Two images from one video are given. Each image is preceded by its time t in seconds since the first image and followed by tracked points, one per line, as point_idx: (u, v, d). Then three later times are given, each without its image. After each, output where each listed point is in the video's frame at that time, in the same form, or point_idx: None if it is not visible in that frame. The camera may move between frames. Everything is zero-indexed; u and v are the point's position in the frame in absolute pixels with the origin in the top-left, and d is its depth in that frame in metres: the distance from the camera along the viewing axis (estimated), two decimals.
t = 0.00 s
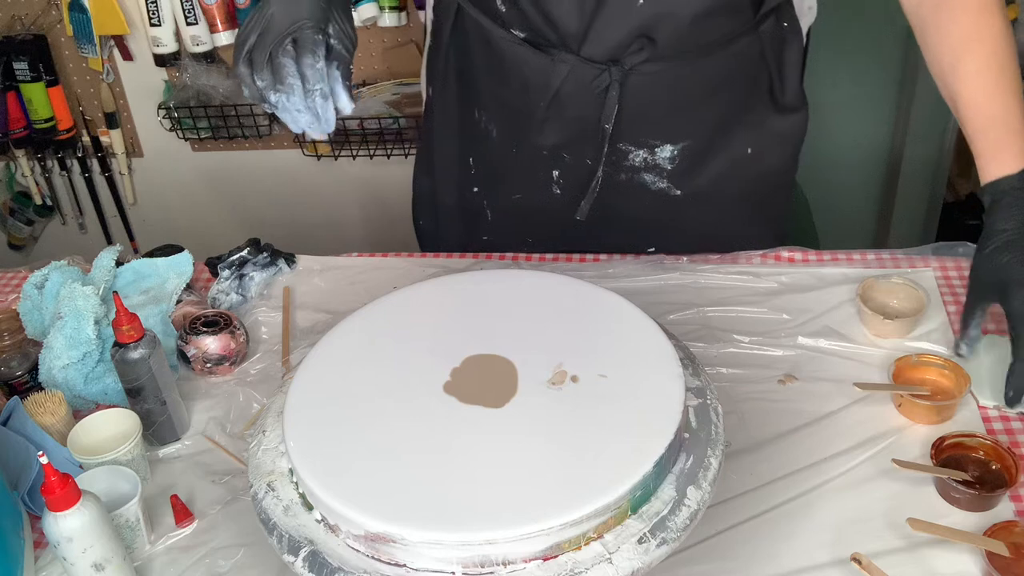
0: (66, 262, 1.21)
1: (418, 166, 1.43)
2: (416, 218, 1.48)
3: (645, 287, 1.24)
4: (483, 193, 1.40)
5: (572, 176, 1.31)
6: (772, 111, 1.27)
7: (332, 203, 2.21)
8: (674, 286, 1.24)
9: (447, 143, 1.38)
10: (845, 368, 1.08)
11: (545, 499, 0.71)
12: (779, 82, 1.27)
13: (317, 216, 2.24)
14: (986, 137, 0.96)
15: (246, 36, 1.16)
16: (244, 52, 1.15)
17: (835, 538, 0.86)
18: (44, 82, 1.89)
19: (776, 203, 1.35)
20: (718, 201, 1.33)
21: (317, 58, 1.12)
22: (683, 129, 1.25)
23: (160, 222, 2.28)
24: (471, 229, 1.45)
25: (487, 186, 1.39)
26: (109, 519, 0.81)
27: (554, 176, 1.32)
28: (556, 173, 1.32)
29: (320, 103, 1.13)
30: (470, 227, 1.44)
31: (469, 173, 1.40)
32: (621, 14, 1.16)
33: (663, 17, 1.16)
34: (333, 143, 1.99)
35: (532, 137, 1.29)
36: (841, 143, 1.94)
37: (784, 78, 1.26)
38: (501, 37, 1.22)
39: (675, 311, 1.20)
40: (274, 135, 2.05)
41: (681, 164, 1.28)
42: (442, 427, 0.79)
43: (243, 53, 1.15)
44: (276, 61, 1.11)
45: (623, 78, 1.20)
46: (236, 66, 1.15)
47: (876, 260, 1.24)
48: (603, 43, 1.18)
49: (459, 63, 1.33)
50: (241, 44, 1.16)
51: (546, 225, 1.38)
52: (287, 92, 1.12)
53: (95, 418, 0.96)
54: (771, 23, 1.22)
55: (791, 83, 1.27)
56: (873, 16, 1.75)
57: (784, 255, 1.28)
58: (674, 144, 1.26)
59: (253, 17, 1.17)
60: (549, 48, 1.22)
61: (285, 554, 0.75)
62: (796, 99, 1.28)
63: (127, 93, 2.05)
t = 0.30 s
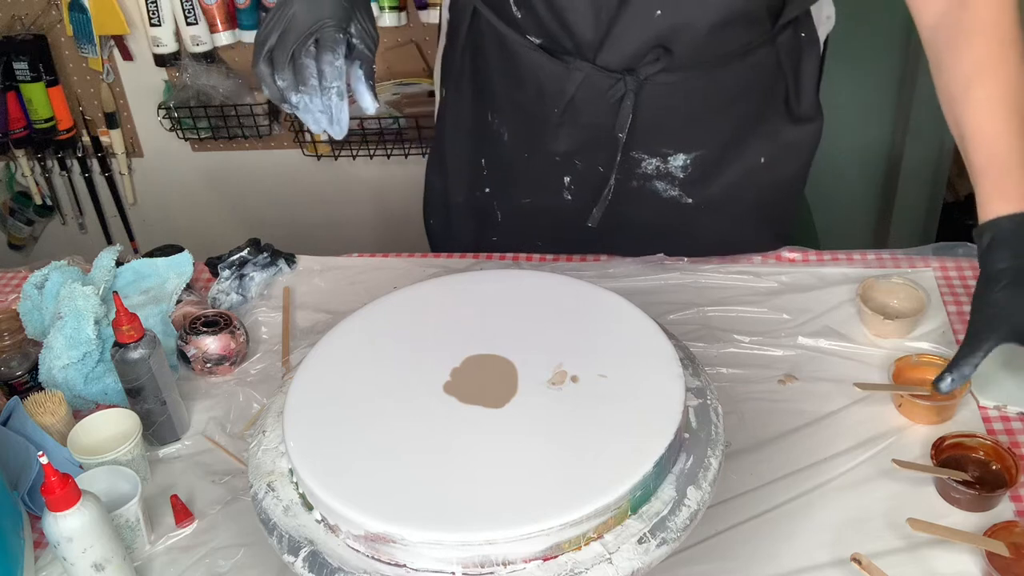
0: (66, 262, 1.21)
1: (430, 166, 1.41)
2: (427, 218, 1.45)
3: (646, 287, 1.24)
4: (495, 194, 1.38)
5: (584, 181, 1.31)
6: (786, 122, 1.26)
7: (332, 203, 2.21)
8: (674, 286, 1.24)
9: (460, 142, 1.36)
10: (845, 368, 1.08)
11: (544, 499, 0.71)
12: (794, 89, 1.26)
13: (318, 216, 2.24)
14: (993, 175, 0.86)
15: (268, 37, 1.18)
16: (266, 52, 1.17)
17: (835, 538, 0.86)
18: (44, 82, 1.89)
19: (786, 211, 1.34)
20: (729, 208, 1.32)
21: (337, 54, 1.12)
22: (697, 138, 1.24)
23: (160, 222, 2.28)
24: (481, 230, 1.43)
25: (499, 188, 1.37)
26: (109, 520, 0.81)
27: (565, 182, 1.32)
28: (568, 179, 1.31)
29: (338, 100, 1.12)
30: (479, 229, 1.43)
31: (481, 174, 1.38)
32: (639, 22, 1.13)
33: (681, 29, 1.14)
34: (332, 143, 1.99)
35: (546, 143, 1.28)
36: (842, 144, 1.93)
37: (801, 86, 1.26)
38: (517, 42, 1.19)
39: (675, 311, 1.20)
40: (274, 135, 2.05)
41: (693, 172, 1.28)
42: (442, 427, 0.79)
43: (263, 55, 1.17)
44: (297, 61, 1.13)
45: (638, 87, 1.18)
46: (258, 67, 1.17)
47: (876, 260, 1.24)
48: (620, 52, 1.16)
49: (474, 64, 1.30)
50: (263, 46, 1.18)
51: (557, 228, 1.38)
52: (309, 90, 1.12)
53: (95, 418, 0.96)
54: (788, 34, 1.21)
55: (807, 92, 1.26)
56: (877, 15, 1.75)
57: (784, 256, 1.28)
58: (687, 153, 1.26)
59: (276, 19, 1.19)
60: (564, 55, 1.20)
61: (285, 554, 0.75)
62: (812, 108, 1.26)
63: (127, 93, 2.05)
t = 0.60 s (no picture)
0: (66, 262, 1.21)
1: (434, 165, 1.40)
2: (431, 217, 1.45)
3: (646, 287, 1.24)
4: (500, 196, 1.38)
5: (588, 189, 1.29)
6: (790, 129, 1.25)
7: (333, 203, 2.21)
8: (674, 286, 1.24)
9: (466, 144, 1.36)
10: (845, 368, 1.08)
11: (545, 499, 0.71)
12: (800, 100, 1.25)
13: (318, 216, 2.24)
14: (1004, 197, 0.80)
15: (274, 32, 1.17)
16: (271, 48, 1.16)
17: (835, 538, 0.86)
18: (44, 82, 1.89)
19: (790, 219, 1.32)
20: (734, 216, 1.30)
21: (345, 56, 1.15)
22: (701, 146, 1.23)
23: (160, 221, 2.28)
24: (485, 230, 1.43)
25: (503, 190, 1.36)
26: (109, 520, 0.81)
27: (568, 190, 1.30)
28: (571, 187, 1.30)
29: (345, 102, 1.17)
30: (482, 230, 1.43)
31: (486, 176, 1.37)
32: (647, 35, 1.14)
33: (687, 39, 1.14)
34: (333, 143, 1.99)
35: (550, 149, 1.27)
36: (844, 143, 1.93)
37: (807, 95, 1.25)
38: (522, 47, 1.20)
39: (675, 311, 1.20)
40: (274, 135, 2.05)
41: (697, 179, 1.27)
42: (442, 427, 0.79)
43: (271, 50, 1.16)
44: (306, 60, 1.14)
45: (644, 96, 1.18)
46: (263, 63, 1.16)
47: (876, 260, 1.24)
48: (625, 60, 1.16)
49: (480, 69, 1.30)
50: (268, 40, 1.17)
51: (559, 233, 1.36)
52: (317, 90, 1.15)
53: (95, 418, 0.96)
54: (795, 45, 1.21)
55: (815, 99, 1.24)
56: (879, 13, 1.75)
57: (784, 255, 1.28)
58: (691, 161, 1.25)
59: (280, 13, 1.18)
60: (570, 62, 1.20)
61: (285, 554, 0.75)
62: (818, 117, 1.25)
63: (127, 93, 2.05)
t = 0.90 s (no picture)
0: (66, 262, 1.21)
1: (436, 166, 1.39)
2: (432, 216, 1.44)
3: (646, 287, 1.24)
4: (504, 197, 1.37)
5: (589, 196, 1.30)
6: (793, 134, 1.24)
7: (333, 203, 2.21)
8: (674, 286, 1.24)
9: (468, 147, 1.35)
10: (845, 368, 1.08)
11: (545, 499, 0.71)
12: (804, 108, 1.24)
13: (318, 216, 2.24)
14: None
15: (280, 44, 1.17)
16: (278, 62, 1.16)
17: (835, 538, 0.86)
18: (44, 82, 1.89)
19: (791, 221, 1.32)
20: (736, 223, 1.29)
21: (352, 67, 1.15)
22: (702, 154, 1.24)
23: (160, 222, 2.28)
24: (486, 231, 1.42)
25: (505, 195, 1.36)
26: (109, 520, 0.81)
27: (570, 197, 1.31)
28: (573, 194, 1.30)
29: (351, 115, 1.16)
30: (483, 232, 1.42)
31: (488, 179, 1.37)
32: (649, 41, 1.13)
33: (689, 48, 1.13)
34: (333, 143, 1.99)
35: (551, 156, 1.27)
36: (844, 144, 1.93)
37: (811, 102, 1.23)
38: (524, 54, 1.19)
39: (675, 311, 1.20)
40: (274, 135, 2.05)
41: (699, 186, 1.27)
42: (442, 427, 0.79)
43: (277, 62, 1.16)
44: (312, 73, 1.15)
45: (645, 104, 1.18)
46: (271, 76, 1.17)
47: (876, 260, 1.24)
48: (626, 69, 1.16)
49: (483, 73, 1.30)
50: (275, 54, 1.17)
51: (559, 241, 1.36)
52: (323, 103, 1.15)
53: (95, 418, 0.96)
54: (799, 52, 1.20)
55: (817, 107, 1.23)
56: (882, 14, 1.75)
57: (784, 256, 1.29)
58: (693, 168, 1.25)
59: (285, 26, 1.18)
60: (572, 69, 1.19)
61: (285, 554, 0.75)
62: (822, 124, 1.24)
63: (127, 93, 2.05)
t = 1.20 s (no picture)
0: (66, 262, 1.21)
1: (437, 167, 1.39)
2: (432, 217, 1.44)
3: (646, 287, 1.24)
4: (505, 199, 1.37)
5: (589, 201, 1.30)
6: (794, 139, 1.24)
7: (333, 203, 2.21)
8: (674, 286, 1.24)
9: (468, 149, 1.35)
10: (845, 368, 1.08)
11: (545, 499, 0.71)
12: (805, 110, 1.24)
13: (318, 216, 2.24)
14: None
15: (279, 53, 1.17)
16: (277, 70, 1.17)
17: (835, 538, 0.86)
18: (44, 82, 1.89)
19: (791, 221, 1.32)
20: (735, 227, 1.29)
21: (349, 77, 1.14)
22: (701, 160, 1.24)
23: (160, 221, 2.28)
24: (486, 231, 1.42)
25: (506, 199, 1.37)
26: (109, 520, 0.81)
27: (569, 202, 1.31)
28: (572, 199, 1.30)
29: (349, 125, 1.15)
30: (484, 234, 1.42)
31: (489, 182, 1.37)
32: (645, 51, 1.13)
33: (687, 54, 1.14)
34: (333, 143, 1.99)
35: (551, 161, 1.27)
36: (844, 144, 1.93)
37: (812, 106, 1.23)
38: (523, 59, 1.19)
39: (675, 311, 1.20)
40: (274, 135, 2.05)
41: (698, 191, 1.27)
42: (442, 427, 0.79)
43: (275, 71, 1.17)
44: (310, 82, 1.14)
45: (643, 110, 1.18)
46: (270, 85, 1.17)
47: (876, 260, 1.24)
48: (624, 75, 1.16)
49: (483, 76, 1.30)
50: (274, 63, 1.18)
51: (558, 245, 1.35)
52: (321, 112, 1.15)
53: (95, 418, 0.96)
54: (799, 57, 1.20)
55: (818, 112, 1.23)
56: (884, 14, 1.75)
57: (785, 255, 1.28)
58: (692, 173, 1.25)
59: (286, 33, 1.18)
60: (571, 75, 1.19)
61: (285, 554, 0.75)
62: (823, 130, 1.24)
63: (127, 93, 2.05)
